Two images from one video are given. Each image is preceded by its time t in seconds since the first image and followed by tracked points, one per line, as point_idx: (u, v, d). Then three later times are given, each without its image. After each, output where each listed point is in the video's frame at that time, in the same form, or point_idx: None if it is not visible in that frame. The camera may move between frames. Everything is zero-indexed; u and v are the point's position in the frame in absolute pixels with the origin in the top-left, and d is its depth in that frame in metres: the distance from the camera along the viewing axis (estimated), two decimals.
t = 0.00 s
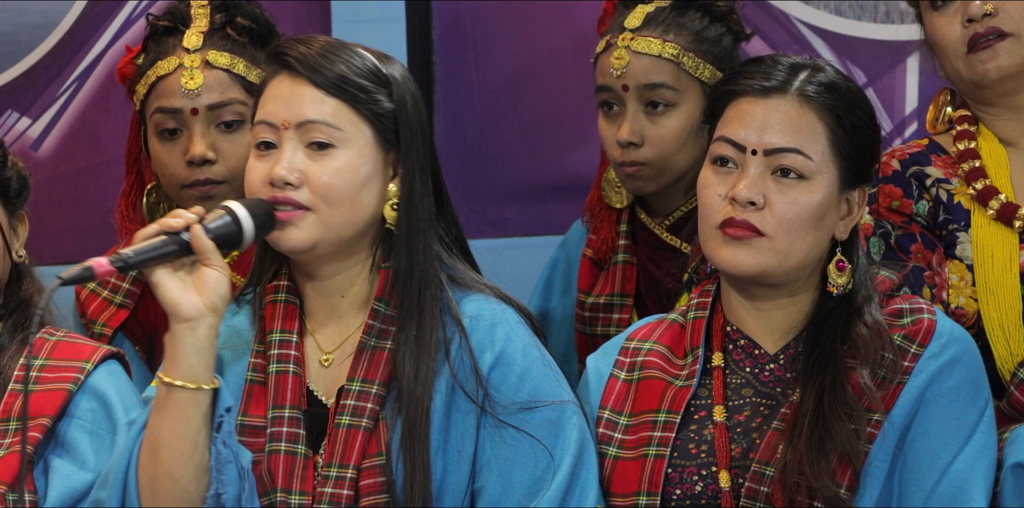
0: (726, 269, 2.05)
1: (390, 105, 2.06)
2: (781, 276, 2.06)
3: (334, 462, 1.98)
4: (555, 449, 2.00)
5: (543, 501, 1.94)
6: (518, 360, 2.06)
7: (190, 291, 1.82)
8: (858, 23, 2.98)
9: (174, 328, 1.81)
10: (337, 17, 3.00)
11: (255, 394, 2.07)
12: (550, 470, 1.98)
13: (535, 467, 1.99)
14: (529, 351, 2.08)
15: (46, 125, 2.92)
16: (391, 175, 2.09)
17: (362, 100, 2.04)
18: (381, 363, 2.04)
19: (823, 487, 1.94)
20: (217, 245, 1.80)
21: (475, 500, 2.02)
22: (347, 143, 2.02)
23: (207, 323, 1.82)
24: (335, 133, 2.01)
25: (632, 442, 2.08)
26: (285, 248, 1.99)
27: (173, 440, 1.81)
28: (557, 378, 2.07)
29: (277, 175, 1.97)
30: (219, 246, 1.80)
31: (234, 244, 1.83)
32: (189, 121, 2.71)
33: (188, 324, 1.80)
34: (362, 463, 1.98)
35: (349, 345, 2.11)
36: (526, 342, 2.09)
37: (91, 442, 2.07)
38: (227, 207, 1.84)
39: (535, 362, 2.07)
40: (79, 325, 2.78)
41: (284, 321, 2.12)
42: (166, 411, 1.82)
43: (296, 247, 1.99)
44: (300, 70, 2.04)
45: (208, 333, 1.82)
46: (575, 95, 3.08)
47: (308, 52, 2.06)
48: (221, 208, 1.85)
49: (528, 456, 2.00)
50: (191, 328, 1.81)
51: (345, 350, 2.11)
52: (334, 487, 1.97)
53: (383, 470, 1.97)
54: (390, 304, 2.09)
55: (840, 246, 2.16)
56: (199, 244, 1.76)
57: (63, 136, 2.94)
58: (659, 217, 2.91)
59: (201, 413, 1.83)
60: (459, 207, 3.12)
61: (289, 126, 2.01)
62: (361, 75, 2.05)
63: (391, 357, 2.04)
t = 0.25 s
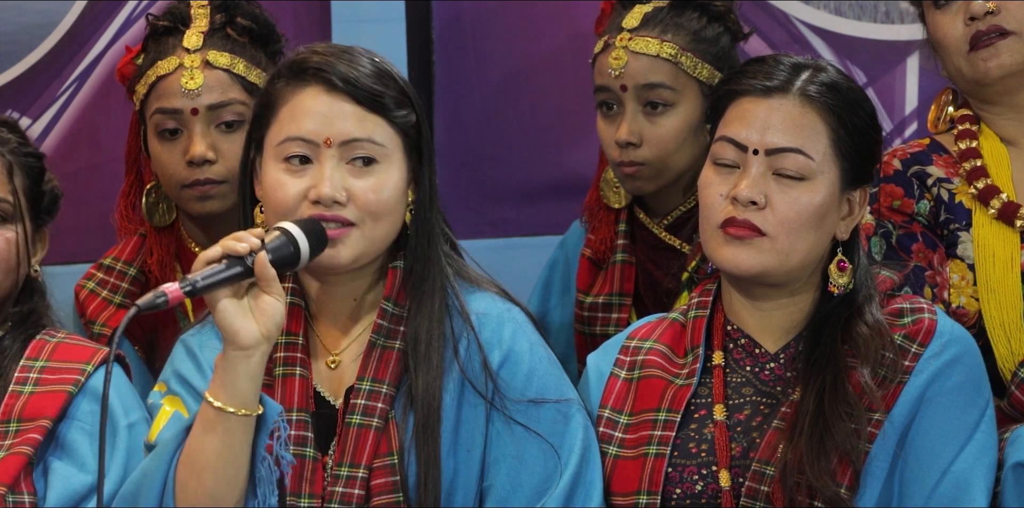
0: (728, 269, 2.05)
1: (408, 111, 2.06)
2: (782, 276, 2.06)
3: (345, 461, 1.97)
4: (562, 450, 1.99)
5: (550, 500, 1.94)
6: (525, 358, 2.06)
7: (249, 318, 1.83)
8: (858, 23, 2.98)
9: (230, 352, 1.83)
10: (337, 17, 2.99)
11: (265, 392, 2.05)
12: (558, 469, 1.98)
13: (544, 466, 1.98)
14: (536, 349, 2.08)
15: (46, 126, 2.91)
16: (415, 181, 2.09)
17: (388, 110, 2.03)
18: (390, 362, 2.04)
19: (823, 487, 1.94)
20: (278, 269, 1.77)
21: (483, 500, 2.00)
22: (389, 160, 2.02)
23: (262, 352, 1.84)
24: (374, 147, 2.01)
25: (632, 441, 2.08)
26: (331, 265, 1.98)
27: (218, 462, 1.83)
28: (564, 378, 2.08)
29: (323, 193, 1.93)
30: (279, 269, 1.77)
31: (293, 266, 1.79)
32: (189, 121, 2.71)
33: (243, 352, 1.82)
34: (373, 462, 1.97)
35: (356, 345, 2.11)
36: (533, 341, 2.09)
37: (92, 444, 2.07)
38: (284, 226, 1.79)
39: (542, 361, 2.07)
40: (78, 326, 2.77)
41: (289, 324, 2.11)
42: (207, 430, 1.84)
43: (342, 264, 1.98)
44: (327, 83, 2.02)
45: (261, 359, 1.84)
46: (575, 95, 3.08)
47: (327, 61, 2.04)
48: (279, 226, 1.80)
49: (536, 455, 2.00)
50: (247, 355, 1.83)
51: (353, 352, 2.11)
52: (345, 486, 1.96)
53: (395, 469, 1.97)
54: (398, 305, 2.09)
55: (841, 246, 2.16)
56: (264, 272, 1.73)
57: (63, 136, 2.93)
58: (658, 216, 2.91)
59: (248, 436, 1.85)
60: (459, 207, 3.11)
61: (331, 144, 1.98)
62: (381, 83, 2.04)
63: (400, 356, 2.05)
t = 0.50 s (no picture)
0: (728, 270, 2.04)
1: (387, 100, 2.05)
2: (783, 277, 2.05)
3: (343, 462, 1.97)
4: (561, 456, 1.99)
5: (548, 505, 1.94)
6: (524, 363, 2.05)
7: (203, 282, 1.84)
8: (858, 23, 2.98)
9: (188, 319, 1.83)
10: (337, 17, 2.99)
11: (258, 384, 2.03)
12: (556, 475, 1.98)
13: (542, 471, 1.99)
14: (535, 354, 2.07)
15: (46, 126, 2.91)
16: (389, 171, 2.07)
17: (359, 98, 2.03)
18: (389, 363, 2.03)
19: (824, 486, 1.93)
20: (228, 238, 1.83)
21: (480, 503, 2.00)
22: (343, 141, 2.01)
23: (221, 314, 1.84)
24: (328, 131, 2.00)
25: (632, 440, 2.07)
26: (286, 247, 1.99)
27: (188, 431, 1.82)
28: (562, 385, 2.06)
29: (273, 175, 1.97)
30: (229, 237, 1.82)
31: (244, 237, 1.85)
32: (189, 120, 2.70)
33: (201, 315, 1.82)
34: (371, 463, 1.97)
35: (353, 344, 2.10)
36: (532, 346, 2.07)
37: (99, 447, 2.06)
38: (235, 201, 1.87)
39: (542, 366, 2.06)
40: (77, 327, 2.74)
41: (290, 319, 2.10)
42: (179, 401, 1.83)
43: (295, 247, 1.99)
44: (297, 71, 2.03)
45: (221, 323, 1.84)
46: (575, 95, 3.08)
47: (305, 53, 2.05)
48: (228, 202, 1.88)
49: (535, 460, 1.99)
50: (205, 319, 1.83)
51: (350, 351, 2.10)
52: (342, 487, 1.96)
53: (393, 471, 1.97)
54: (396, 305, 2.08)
55: (841, 245, 2.15)
56: (212, 235, 1.78)
57: (63, 137, 2.93)
58: (658, 216, 2.91)
59: (215, 404, 1.84)
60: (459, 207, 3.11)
61: (284, 125, 2.01)
62: (361, 75, 2.04)
63: (398, 358, 2.03)
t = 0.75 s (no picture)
0: (727, 270, 2.04)
1: (380, 98, 2.06)
2: (782, 276, 2.05)
3: (334, 462, 1.97)
4: (554, 459, 1.98)
5: None
6: (520, 366, 2.05)
7: (174, 271, 1.89)
8: (859, 23, 2.97)
9: (160, 308, 1.88)
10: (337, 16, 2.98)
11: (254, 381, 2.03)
12: (550, 478, 1.97)
13: (536, 474, 1.98)
14: (531, 357, 2.06)
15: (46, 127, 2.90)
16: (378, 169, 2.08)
17: (351, 96, 2.04)
18: (383, 363, 2.03)
19: (825, 486, 1.92)
20: (200, 229, 1.88)
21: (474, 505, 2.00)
22: (329, 137, 2.02)
23: (194, 303, 1.89)
24: (316, 127, 2.02)
25: (633, 439, 2.07)
26: (269, 242, 2.00)
27: (163, 420, 1.85)
28: (558, 386, 2.06)
29: (261, 169, 1.99)
30: (201, 228, 1.88)
31: (218, 228, 1.90)
32: (190, 119, 2.70)
33: (174, 303, 1.87)
34: (362, 464, 1.97)
35: (348, 342, 2.10)
36: (527, 350, 2.07)
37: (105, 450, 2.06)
38: (212, 192, 1.90)
39: (537, 368, 2.06)
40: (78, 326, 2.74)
41: (286, 314, 2.10)
42: (156, 390, 1.87)
43: (278, 241, 1.99)
44: (291, 68, 2.05)
45: (194, 312, 1.89)
46: (575, 95, 3.07)
47: (301, 50, 2.07)
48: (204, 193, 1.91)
49: (529, 463, 1.99)
50: (178, 307, 1.88)
51: (345, 348, 2.10)
52: (333, 487, 1.95)
53: (383, 472, 1.97)
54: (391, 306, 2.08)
55: (841, 244, 2.15)
56: (182, 225, 1.84)
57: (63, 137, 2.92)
58: (658, 216, 2.90)
59: (190, 391, 1.88)
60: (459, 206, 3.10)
61: (275, 121, 2.03)
62: (356, 73, 2.06)
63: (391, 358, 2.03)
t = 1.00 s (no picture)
0: (726, 270, 2.04)
1: (389, 99, 2.05)
2: (781, 276, 2.04)
3: (344, 462, 1.95)
4: (566, 464, 1.99)
5: None
6: (532, 370, 2.04)
7: (190, 279, 1.89)
8: (859, 23, 2.97)
9: (174, 315, 1.87)
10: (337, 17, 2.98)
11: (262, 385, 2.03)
12: (559, 483, 1.97)
13: (544, 478, 1.98)
14: (543, 361, 2.06)
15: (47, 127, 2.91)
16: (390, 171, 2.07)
17: (360, 98, 2.03)
18: (394, 365, 2.02)
19: (826, 486, 1.92)
20: (216, 235, 1.86)
21: None
22: (339, 140, 2.01)
23: (208, 310, 1.88)
24: (327, 130, 2.01)
25: (634, 439, 2.07)
26: (283, 249, 2.00)
27: (179, 427, 1.85)
28: (569, 390, 2.06)
29: (272, 173, 1.98)
30: (216, 235, 1.86)
31: (234, 234, 1.88)
32: (191, 119, 2.69)
33: (187, 311, 1.87)
34: (372, 465, 1.96)
35: (361, 342, 2.10)
36: (541, 355, 2.06)
37: (104, 449, 2.05)
38: (227, 197, 1.89)
39: (549, 373, 2.05)
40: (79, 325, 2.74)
41: (298, 317, 2.10)
42: (171, 397, 1.86)
43: (293, 250, 1.99)
44: (299, 70, 2.03)
45: (208, 319, 1.88)
46: (575, 94, 3.07)
47: (309, 51, 2.06)
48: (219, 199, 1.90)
49: (539, 468, 1.98)
50: (192, 315, 1.87)
51: (357, 350, 2.09)
52: (343, 487, 1.94)
53: (394, 473, 1.96)
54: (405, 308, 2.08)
55: (841, 243, 2.14)
56: (196, 232, 1.82)
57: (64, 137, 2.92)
58: (658, 216, 2.90)
59: (204, 399, 1.87)
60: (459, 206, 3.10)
61: (285, 124, 2.02)
62: (365, 75, 2.04)
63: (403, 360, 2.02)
